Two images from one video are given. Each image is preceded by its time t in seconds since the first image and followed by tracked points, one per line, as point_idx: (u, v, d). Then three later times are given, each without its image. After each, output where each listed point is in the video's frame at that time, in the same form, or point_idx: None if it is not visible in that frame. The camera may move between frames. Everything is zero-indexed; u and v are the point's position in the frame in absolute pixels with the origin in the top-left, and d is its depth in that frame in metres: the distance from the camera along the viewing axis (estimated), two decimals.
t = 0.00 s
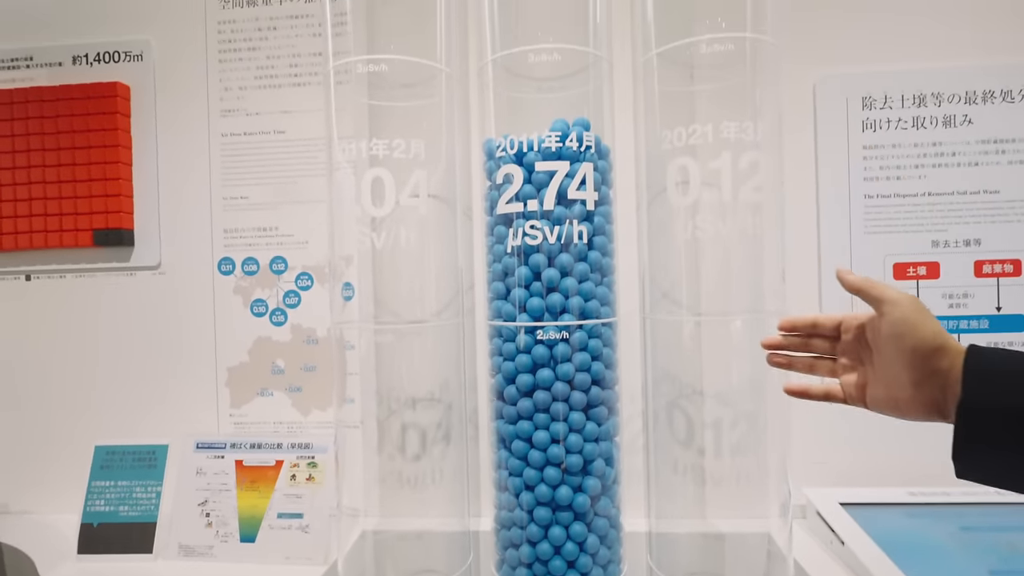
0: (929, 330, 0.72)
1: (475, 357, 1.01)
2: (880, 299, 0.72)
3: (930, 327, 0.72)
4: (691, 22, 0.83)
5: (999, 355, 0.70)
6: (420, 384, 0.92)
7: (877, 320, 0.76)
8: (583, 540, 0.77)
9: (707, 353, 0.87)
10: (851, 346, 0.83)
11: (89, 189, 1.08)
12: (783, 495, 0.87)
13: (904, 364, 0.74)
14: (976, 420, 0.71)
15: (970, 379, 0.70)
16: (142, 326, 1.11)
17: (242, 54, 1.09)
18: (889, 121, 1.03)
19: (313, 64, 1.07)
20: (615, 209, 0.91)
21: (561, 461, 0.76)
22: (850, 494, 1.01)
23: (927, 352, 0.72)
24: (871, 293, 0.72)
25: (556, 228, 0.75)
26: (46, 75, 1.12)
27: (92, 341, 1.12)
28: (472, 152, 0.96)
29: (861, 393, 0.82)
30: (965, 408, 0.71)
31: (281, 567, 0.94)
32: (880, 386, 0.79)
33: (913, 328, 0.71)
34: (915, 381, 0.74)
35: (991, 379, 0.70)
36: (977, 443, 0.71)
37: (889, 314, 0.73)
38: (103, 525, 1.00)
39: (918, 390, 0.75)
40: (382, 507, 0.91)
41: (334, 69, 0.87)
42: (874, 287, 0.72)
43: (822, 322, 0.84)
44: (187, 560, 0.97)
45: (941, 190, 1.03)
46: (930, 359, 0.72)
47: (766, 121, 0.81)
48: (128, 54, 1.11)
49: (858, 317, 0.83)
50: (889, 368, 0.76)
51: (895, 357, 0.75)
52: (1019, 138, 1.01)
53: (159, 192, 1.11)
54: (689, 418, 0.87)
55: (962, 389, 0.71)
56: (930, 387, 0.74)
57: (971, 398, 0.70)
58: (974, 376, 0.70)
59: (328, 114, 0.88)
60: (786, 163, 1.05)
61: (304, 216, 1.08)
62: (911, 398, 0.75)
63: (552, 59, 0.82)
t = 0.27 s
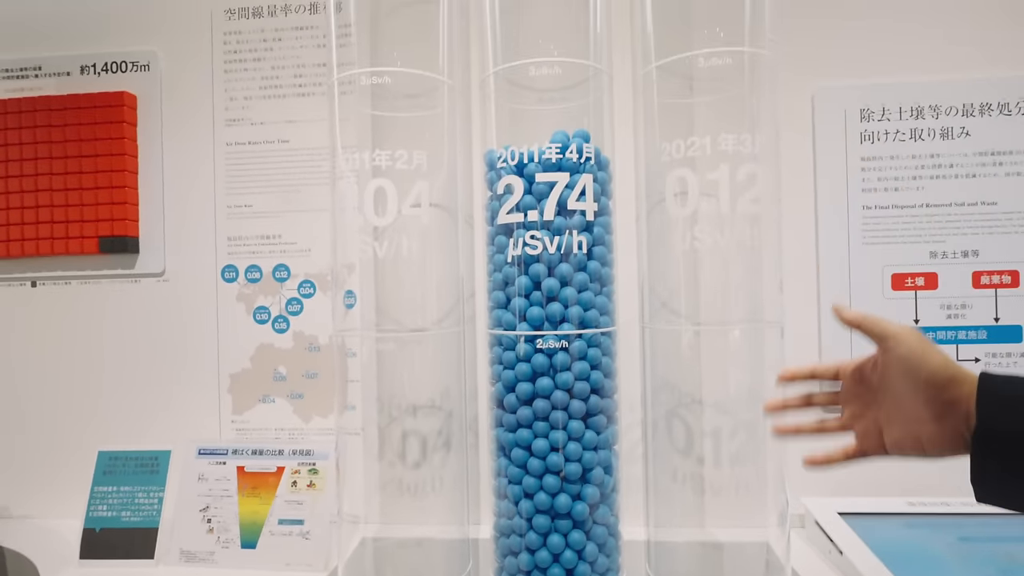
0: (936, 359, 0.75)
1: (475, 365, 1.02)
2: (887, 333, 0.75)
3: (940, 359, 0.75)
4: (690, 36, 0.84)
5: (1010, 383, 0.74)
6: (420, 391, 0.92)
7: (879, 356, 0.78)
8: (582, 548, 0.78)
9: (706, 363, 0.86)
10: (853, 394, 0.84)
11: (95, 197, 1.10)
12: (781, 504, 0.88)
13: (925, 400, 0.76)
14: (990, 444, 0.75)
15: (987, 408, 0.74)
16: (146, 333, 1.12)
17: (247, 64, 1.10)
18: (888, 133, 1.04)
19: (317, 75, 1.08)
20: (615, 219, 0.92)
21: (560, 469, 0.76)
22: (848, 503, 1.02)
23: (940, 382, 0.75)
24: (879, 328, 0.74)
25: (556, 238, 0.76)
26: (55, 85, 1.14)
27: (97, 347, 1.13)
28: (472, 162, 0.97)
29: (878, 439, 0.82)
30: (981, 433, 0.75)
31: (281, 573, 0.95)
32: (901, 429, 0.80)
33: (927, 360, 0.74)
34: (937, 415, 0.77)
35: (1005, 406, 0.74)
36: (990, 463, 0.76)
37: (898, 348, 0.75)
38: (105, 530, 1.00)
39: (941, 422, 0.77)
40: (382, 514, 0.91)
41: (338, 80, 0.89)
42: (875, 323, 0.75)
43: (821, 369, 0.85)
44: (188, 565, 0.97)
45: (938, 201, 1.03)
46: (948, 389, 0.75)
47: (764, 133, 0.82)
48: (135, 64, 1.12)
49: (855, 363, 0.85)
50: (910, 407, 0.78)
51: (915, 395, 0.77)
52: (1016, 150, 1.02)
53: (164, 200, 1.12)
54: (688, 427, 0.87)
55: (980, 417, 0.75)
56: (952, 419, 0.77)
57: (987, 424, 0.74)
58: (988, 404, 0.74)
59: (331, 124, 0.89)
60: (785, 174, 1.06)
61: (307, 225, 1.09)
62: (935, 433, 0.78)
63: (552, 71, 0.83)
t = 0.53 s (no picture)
0: (922, 408, 0.75)
1: (475, 367, 1.02)
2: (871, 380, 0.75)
3: (925, 407, 0.75)
4: (689, 43, 0.85)
5: (998, 428, 0.75)
6: (420, 394, 0.93)
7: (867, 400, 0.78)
8: (579, 550, 0.78)
9: (705, 366, 0.87)
10: (842, 436, 0.84)
11: (100, 199, 1.11)
12: (777, 507, 0.88)
13: (911, 445, 0.76)
14: (980, 492, 0.74)
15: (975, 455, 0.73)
16: (149, 334, 1.13)
17: (251, 68, 1.11)
18: (886, 139, 1.05)
19: (320, 79, 1.09)
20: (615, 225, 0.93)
21: (558, 472, 0.77)
22: (843, 508, 1.02)
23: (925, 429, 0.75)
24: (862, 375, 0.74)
25: (555, 243, 0.77)
26: (61, 87, 1.15)
27: (100, 347, 1.14)
28: (473, 168, 0.98)
29: (868, 484, 0.82)
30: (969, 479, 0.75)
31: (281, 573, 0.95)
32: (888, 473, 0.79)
33: (911, 408, 0.74)
34: (925, 461, 0.76)
35: (993, 449, 0.74)
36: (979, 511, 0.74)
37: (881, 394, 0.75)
38: (107, 529, 1.01)
39: (928, 469, 0.77)
40: (382, 515, 0.91)
41: (342, 86, 0.90)
42: (860, 369, 0.75)
43: (810, 412, 0.84)
44: (189, 565, 0.98)
45: (936, 208, 1.04)
46: (933, 435, 0.75)
47: (761, 140, 0.83)
48: (140, 67, 1.13)
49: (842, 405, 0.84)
50: (894, 451, 0.78)
51: (900, 439, 0.76)
52: (1014, 158, 1.03)
53: (168, 202, 1.13)
54: (686, 431, 0.87)
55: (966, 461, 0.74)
56: (940, 465, 0.76)
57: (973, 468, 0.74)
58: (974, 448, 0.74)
59: (334, 128, 0.90)
60: (783, 180, 1.07)
61: (309, 228, 1.10)
62: (923, 479, 0.77)
63: (552, 78, 0.84)
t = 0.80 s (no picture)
0: (921, 420, 0.76)
1: (473, 368, 1.03)
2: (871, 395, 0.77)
3: (925, 419, 0.77)
4: (688, 47, 0.85)
5: (991, 438, 0.76)
6: (419, 394, 0.93)
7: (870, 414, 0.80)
8: (575, 550, 0.79)
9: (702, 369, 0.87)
10: (849, 449, 0.85)
11: (103, 198, 1.11)
12: (773, 510, 0.89)
13: (913, 456, 0.78)
14: (978, 498, 0.76)
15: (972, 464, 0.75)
16: (150, 332, 1.14)
17: (254, 69, 1.12)
18: (884, 144, 1.06)
19: (322, 80, 1.10)
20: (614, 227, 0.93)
21: (554, 472, 0.77)
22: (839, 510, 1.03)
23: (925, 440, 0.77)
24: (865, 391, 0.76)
25: (553, 245, 0.77)
26: (65, 86, 1.16)
27: (101, 345, 1.15)
28: (473, 169, 0.99)
29: (875, 494, 0.83)
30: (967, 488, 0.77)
31: (279, 571, 0.96)
32: (892, 482, 0.80)
33: (912, 421, 0.76)
34: (926, 470, 0.78)
35: (988, 459, 0.75)
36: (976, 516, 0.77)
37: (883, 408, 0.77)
38: (107, 526, 1.01)
39: (929, 478, 0.78)
40: (380, 514, 0.92)
41: (343, 87, 0.90)
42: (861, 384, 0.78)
43: (819, 427, 0.85)
44: (188, 562, 0.99)
45: (934, 212, 1.05)
46: (933, 445, 0.77)
47: (759, 145, 0.84)
48: (143, 67, 1.14)
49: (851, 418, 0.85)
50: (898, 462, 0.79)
51: (902, 450, 0.78)
52: (1012, 163, 1.03)
53: (170, 201, 1.14)
54: (683, 433, 0.88)
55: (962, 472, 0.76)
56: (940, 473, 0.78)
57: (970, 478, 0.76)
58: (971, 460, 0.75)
59: (335, 129, 0.91)
60: (782, 184, 1.08)
61: (310, 228, 1.11)
62: (925, 488, 0.78)
63: (552, 82, 0.84)
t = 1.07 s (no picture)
0: (932, 438, 0.77)
1: (471, 368, 1.03)
2: (883, 413, 0.78)
3: (936, 438, 0.77)
4: (688, 50, 0.86)
5: (1003, 459, 0.76)
6: (417, 393, 0.93)
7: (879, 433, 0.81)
8: (571, 550, 0.79)
9: (698, 371, 0.88)
10: (856, 466, 0.84)
11: (103, 196, 1.12)
12: (768, 512, 0.89)
13: (922, 473, 0.78)
14: (991, 520, 0.75)
15: (981, 482, 0.75)
16: (150, 330, 1.14)
17: (255, 69, 1.12)
18: (883, 148, 1.06)
19: (323, 80, 1.11)
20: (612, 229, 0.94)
21: (550, 472, 0.78)
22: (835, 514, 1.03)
23: (935, 457, 0.77)
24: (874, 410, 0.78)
25: (551, 246, 0.78)
26: (66, 84, 1.16)
27: (100, 342, 1.15)
28: (472, 170, 0.99)
29: (882, 511, 0.82)
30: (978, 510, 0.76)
31: (275, 569, 0.96)
32: (901, 500, 0.80)
33: (924, 438, 0.77)
34: (935, 487, 0.78)
35: (998, 480, 0.75)
36: (988, 541, 0.75)
37: (895, 425, 0.78)
38: (104, 523, 1.02)
39: (939, 496, 0.78)
40: (377, 514, 0.92)
41: (343, 87, 0.90)
42: (873, 401, 0.79)
43: (827, 442, 0.85)
44: (185, 559, 0.99)
45: (932, 217, 1.05)
46: (943, 463, 0.77)
47: (757, 148, 0.84)
48: (145, 66, 1.14)
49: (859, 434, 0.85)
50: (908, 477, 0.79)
51: (912, 467, 0.78)
52: (1010, 169, 1.04)
53: (170, 199, 1.14)
54: (680, 435, 0.88)
55: (974, 493, 0.75)
56: (950, 492, 0.78)
57: (982, 501, 0.75)
58: (983, 480, 0.75)
59: (336, 129, 0.91)
60: (780, 187, 1.08)
61: (310, 227, 1.11)
62: (935, 505, 0.78)
63: (552, 84, 0.84)
